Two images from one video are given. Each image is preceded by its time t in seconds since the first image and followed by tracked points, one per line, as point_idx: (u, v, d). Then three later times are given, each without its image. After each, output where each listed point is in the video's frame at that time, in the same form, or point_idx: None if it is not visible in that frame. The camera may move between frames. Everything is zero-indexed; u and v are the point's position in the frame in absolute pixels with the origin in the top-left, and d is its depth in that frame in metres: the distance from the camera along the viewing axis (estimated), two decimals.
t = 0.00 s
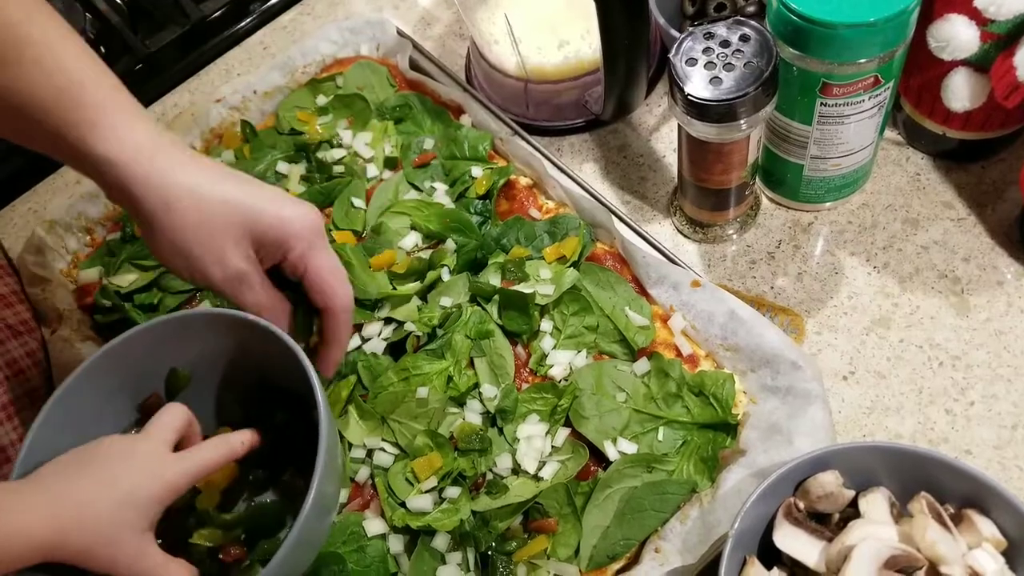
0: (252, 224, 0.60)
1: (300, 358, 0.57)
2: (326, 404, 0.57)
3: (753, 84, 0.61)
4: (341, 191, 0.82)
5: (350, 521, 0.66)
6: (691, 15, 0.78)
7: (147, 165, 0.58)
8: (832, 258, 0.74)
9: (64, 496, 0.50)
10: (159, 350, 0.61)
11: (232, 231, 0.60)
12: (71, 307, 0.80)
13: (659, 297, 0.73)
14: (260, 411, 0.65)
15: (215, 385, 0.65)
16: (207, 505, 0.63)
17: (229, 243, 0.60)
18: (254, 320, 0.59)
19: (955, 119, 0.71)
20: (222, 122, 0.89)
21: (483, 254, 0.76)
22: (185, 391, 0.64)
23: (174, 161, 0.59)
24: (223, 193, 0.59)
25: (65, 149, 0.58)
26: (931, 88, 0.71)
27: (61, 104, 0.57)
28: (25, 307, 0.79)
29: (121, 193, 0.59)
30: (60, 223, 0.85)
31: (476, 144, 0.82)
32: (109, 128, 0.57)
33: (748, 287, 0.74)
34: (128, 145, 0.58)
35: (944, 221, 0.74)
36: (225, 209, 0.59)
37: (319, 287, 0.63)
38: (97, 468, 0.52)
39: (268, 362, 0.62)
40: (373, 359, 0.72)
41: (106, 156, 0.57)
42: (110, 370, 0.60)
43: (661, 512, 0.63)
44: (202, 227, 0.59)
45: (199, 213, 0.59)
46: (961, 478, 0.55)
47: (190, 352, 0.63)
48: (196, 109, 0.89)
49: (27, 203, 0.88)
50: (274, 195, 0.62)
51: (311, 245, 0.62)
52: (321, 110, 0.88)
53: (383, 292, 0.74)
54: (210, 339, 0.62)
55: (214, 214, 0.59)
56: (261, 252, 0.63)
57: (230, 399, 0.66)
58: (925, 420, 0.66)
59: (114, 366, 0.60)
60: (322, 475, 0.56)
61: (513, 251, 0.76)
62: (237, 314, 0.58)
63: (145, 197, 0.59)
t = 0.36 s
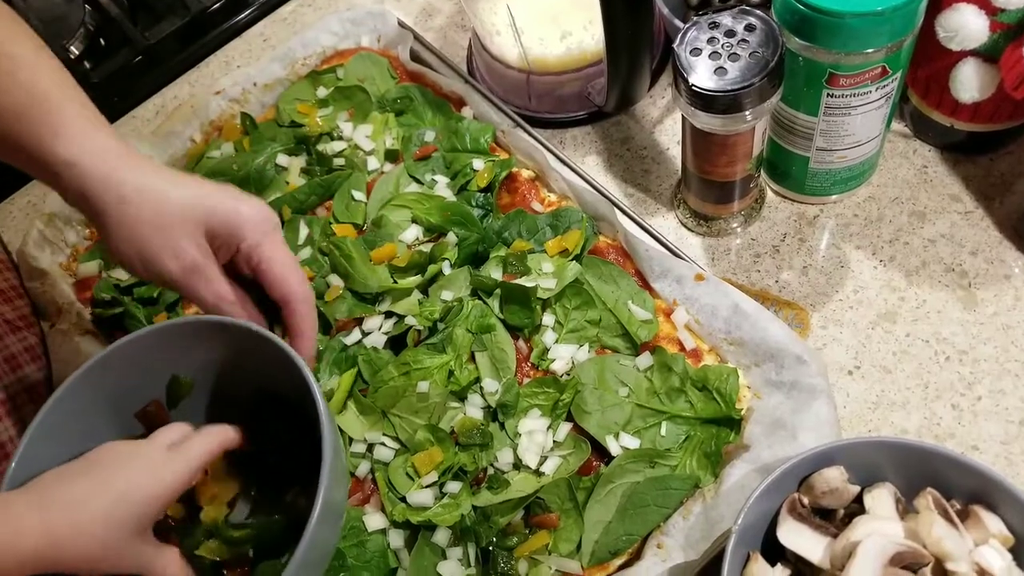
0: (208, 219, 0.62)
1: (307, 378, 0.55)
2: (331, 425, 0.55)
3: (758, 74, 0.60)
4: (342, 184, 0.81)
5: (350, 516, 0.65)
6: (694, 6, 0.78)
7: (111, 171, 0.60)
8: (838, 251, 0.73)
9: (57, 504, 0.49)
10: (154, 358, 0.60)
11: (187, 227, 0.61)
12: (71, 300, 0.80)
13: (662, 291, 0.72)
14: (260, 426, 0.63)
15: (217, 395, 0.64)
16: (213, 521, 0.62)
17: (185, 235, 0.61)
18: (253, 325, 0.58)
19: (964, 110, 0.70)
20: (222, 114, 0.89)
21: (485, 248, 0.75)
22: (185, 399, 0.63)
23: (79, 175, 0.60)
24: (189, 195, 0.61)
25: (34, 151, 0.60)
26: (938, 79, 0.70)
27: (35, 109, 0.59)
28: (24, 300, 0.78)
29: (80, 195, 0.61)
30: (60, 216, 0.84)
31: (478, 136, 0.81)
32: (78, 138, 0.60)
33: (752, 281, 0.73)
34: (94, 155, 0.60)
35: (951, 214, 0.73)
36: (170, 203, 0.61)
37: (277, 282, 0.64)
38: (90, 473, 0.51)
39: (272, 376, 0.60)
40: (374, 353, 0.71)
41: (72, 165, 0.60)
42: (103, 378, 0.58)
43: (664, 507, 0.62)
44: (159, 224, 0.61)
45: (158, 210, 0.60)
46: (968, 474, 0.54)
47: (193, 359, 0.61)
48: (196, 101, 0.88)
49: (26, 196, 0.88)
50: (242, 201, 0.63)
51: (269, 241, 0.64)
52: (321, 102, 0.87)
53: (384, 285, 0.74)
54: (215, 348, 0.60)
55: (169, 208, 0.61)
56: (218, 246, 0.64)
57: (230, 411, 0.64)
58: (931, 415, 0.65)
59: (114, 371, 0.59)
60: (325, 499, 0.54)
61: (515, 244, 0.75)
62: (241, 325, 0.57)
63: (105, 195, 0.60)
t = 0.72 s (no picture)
0: (273, 125, 0.56)
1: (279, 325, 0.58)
2: (304, 365, 0.58)
3: (759, 60, 0.59)
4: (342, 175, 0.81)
5: (351, 505, 0.65)
6: None
7: (174, 54, 0.55)
8: (841, 239, 0.72)
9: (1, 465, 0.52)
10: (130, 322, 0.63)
11: (252, 130, 0.56)
12: (73, 292, 0.80)
13: (663, 280, 0.72)
14: (237, 386, 0.66)
15: (190, 359, 0.66)
16: (204, 473, 0.64)
17: (251, 141, 0.57)
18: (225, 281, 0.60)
19: (968, 97, 0.70)
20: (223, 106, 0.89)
21: (486, 237, 0.75)
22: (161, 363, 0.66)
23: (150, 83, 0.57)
24: (254, 89, 0.56)
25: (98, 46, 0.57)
26: (942, 65, 0.69)
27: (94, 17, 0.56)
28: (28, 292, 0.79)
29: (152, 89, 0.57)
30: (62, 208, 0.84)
31: (479, 125, 0.81)
32: (149, 27, 0.55)
33: (754, 270, 0.72)
34: (164, 42, 0.55)
35: (956, 202, 0.72)
36: (236, 100, 0.55)
37: (336, 196, 0.58)
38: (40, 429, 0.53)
39: (245, 331, 0.63)
40: (374, 342, 0.71)
41: (136, 55, 0.55)
42: (80, 344, 0.61)
43: (665, 496, 0.62)
44: (224, 123, 0.56)
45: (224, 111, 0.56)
46: (971, 461, 0.53)
47: (165, 324, 0.64)
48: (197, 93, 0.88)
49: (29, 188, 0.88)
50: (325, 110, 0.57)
51: (341, 147, 0.58)
52: (321, 92, 0.87)
53: (384, 276, 0.74)
54: (186, 310, 0.63)
55: (235, 110, 0.56)
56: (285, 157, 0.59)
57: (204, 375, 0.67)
58: (935, 403, 0.65)
59: (88, 336, 0.62)
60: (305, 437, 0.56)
61: (516, 233, 0.75)
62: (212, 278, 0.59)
63: (166, 80, 0.55)
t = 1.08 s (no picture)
0: (441, 197, 0.42)
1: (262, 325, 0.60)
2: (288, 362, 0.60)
3: (766, 48, 0.59)
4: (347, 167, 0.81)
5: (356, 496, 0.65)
6: None
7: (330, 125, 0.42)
8: (848, 230, 0.72)
9: None
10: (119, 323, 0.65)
11: (423, 213, 0.42)
12: (79, 284, 0.81)
13: (669, 271, 0.71)
14: (225, 386, 0.68)
15: (181, 362, 0.68)
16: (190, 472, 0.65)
17: (417, 215, 0.42)
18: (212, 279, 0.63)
19: (976, 86, 0.69)
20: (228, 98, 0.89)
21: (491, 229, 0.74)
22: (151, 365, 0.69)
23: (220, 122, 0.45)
24: (428, 162, 0.42)
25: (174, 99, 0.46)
26: (950, 54, 0.68)
27: (205, 64, 0.43)
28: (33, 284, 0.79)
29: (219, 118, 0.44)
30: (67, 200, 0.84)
31: (484, 116, 0.80)
32: (261, 55, 0.43)
33: (761, 261, 0.72)
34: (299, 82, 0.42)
35: (964, 192, 0.72)
36: (419, 166, 0.42)
37: (514, 270, 0.46)
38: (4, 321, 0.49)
39: (233, 331, 0.65)
40: (380, 334, 0.71)
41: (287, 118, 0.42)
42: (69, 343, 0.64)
43: (670, 488, 0.62)
44: (391, 198, 0.42)
45: (387, 183, 0.42)
46: (979, 452, 0.53)
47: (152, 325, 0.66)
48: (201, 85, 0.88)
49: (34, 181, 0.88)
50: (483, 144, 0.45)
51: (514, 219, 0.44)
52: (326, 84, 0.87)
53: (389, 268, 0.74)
54: (174, 309, 0.65)
55: (400, 185, 0.42)
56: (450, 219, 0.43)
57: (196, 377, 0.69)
58: (943, 394, 0.64)
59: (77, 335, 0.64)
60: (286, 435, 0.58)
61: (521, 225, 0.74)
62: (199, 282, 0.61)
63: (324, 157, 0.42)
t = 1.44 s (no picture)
0: (524, 201, 0.45)
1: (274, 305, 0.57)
2: (304, 354, 0.57)
3: (768, 44, 0.59)
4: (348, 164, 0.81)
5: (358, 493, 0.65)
6: None
7: (433, 124, 0.44)
8: (850, 227, 0.72)
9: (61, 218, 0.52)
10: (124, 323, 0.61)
11: (512, 209, 0.46)
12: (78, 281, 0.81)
13: (670, 268, 0.71)
14: (234, 370, 0.66)
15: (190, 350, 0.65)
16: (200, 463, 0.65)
17: (499, 217, 0.46)
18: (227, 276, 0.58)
19: (979, 83, 0.69)
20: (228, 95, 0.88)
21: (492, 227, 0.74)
22: (162, 349, 0.64)
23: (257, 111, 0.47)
24: (528, 165, 0.45)
25: (206, 96, 0.47)
26: (953, 50, 0.68)
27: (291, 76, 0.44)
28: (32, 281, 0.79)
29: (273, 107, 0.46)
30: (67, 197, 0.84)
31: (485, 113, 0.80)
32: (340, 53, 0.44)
33: (763, 259, 0.72)
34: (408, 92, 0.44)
35: (967, 189, 0.71)
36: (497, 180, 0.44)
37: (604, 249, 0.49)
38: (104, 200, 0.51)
39: (244, 325, 0.61)
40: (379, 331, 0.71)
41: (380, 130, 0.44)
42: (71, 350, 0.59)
43: (671, 486, 0.62)
44: (471, 203, 0.46)
45: (459, 184, 0.45)
46: (982, 451, 0.52)
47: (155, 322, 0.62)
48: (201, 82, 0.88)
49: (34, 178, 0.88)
50: (577, 134, 0.47)
51: (602, 213, 0.47)
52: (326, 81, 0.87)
53: (389, 264, 0.74)
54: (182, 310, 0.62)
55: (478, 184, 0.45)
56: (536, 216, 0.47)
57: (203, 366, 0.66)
58: (945, 392, 0.64)
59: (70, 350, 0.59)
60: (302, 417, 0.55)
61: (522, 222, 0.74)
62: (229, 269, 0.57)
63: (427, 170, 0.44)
